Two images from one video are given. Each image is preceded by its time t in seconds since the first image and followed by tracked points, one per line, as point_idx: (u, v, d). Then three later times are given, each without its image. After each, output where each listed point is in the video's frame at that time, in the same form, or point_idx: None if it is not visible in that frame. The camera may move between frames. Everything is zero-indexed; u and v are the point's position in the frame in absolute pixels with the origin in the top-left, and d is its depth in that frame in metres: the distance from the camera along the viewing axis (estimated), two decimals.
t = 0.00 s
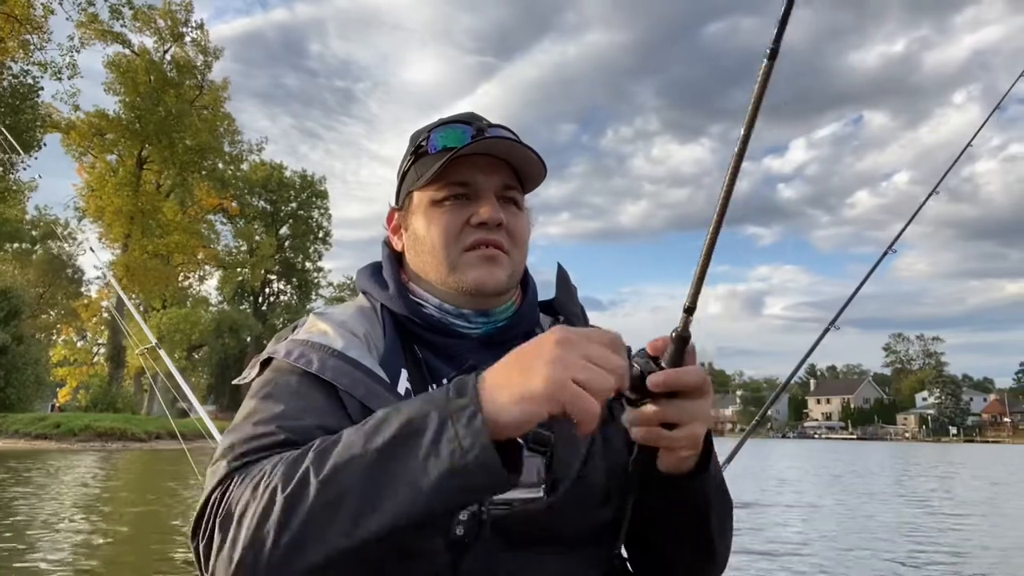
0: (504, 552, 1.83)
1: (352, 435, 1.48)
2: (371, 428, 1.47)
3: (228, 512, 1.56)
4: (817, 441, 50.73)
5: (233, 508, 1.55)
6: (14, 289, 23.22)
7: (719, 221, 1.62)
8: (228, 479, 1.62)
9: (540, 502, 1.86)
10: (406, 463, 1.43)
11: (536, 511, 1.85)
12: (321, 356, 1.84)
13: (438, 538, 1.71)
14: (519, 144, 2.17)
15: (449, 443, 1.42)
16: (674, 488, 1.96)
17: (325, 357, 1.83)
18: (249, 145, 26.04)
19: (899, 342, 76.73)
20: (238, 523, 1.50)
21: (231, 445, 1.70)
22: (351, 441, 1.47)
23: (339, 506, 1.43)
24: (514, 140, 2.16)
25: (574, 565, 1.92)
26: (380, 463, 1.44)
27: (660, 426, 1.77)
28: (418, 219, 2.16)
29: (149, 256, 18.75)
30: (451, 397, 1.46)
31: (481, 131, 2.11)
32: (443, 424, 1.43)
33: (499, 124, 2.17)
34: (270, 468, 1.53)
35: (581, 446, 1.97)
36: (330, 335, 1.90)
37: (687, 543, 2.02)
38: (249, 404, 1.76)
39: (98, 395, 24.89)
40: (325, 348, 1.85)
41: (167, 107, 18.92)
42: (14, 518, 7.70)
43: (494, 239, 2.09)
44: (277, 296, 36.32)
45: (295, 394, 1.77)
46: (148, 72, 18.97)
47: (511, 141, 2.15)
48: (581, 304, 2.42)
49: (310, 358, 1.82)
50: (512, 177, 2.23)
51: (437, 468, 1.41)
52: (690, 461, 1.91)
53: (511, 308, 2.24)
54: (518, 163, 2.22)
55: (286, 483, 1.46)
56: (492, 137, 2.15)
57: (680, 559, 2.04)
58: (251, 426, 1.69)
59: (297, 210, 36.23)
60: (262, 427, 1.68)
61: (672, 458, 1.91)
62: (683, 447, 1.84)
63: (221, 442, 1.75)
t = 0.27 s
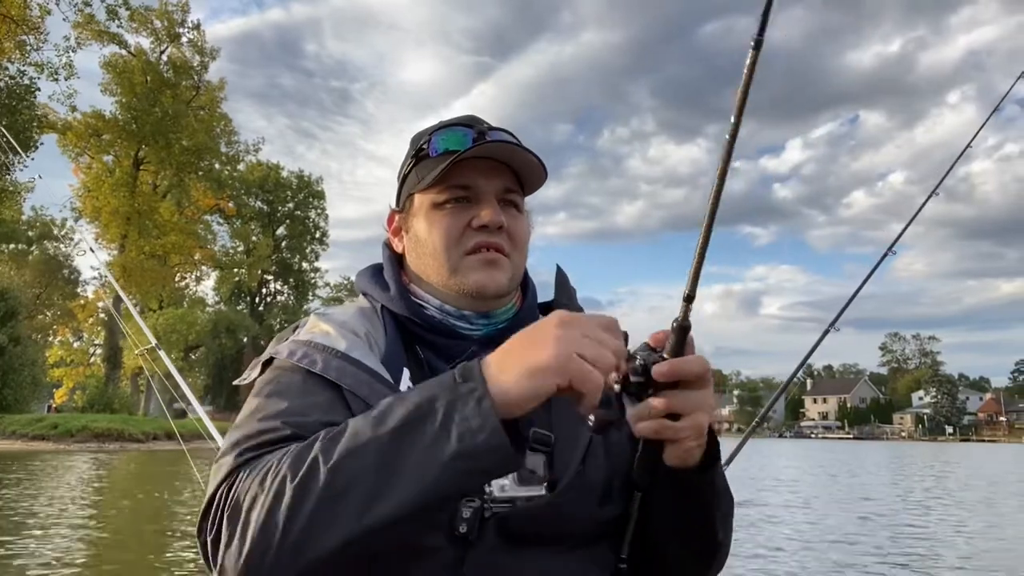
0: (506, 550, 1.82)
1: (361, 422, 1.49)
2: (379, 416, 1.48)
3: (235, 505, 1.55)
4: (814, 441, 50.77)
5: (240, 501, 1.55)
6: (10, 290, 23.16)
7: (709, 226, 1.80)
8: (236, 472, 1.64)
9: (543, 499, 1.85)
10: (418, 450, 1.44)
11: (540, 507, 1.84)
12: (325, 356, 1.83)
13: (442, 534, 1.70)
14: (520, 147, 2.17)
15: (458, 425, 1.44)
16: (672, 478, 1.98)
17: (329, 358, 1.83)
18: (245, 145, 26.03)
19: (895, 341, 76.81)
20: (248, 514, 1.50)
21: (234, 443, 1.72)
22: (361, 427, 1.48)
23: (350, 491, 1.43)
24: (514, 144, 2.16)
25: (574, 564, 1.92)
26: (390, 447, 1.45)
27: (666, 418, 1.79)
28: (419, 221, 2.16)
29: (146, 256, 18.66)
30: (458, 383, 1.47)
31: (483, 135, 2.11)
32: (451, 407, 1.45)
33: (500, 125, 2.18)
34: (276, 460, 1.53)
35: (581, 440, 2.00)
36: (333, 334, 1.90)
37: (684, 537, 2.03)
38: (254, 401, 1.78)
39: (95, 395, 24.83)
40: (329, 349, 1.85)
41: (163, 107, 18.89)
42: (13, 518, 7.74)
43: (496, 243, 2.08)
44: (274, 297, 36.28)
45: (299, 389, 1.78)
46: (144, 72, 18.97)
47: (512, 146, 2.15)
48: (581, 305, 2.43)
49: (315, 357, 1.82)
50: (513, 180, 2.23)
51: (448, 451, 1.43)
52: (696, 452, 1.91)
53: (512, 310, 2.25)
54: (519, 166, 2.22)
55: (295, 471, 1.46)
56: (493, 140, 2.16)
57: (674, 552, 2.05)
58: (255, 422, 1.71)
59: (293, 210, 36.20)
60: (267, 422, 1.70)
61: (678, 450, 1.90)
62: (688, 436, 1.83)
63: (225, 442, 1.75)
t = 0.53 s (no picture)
0: (516, 548, 1.83)
1: (373, 407, 1.48)
2: (391, 401, 1.47)
3: (250, 490, 1.54)
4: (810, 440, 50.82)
5: (254, 487, 1.54)
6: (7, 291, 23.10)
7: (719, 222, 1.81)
8: (249, 459, 1.64)
9: (548, 498, 1.85)
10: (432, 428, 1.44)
11: (543, 508, 1.85)
12: (330, 353, 1.84)
13: (444, 534, 1.73)
14: (521, 148, 2.17)
15: (473, 408, 1.44)
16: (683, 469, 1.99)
17: (333, 355, 1.83)
18: (241, 146, 26.04)
19: (890, 340, 76.93)
20: (261, 499, 1.50)
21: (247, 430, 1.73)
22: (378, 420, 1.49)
23: (364, 473, 1.43)
24: (515, 144, 2.16)
25: (575, 565, 1.92)
26: (408, 433, 1.44)
27: (675, 408, 1.79)
28: (421, 222, 2.16)
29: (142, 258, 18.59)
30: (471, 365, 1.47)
31: (484, 136, 2.11)
32: (472, 400, 1.45)
33: (501, 127, 2.20)
34: (290, 447, 1.53)
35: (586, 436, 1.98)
36: (338, 332, 1.90)
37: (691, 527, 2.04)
38: (262, 396, 1.79)
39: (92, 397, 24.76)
40: (335, 346, 1.85)
41: (159, 108, 18.86)
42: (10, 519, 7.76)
43: (496, 244, 2.08)
44: (271, 298, 36.24)
45: (308, 384, 1.78)
46: (140, 73, 18.96)
47: (514, 147, 2.16)
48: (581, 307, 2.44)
49: (320, 355, 1.83)
50: (514, 180, 2.23)
51: (460, 434, 1.42)
52: (704, 443, 1.94)
53: (514, 310, 2.25)
54: (521, 167, 2.22)
55: (312, 455, 1.46)
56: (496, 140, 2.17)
57: (680, 539, 2.06)
58: (267, 412, 1.72)
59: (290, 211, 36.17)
60: (280, 411, 1.71)
61: (687, 440, 1.92)
62: (697, 425, 1.84)
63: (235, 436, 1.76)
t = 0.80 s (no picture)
0: (515, 548, 1.84)
1: (378, 403, 1.48)
2: (395, 398, 1.47)
3: (255, 486, 1.54)
4: (807, 439, 50.87)
5: (258, 484, 1.54)
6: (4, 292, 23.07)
7: (723, 225, 1.82)
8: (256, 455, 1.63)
9: (544, 498, 1.87)
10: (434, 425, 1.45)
11: (540, 509, 1.85)
12: (328, 353, 1.84)
13: (442, 533, 1.73)
14: (522, 149, 2.16)
15: (476, 403, 1.44)
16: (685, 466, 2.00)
17: (331, 354, 1.83)
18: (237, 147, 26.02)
19: (888, 339, 77.05)
20: (265, 496, 1.50)
21: (249, 431, 1.71)
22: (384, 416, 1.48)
23: (368, 472, 1.44)
24: (514, 146, 2.15)
25: (574, 565, 1.92)
26: (416, 429, 1.45)
27: (681, 404, 1.79)
28: (421, 222, 2.16)
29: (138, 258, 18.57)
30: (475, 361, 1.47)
31: (483, 136, 2.12)
32: (479, 396, 1.45)
33: (500, 127, 2.19)
34: (294, 444, 1.53)
35: (584, 434, 1.99)
36: (336, 332, 1.91)
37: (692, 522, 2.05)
38: (263, 396, 1.78)
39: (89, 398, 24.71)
40: (332, 346, 1.85)
41: (155, 108, 18.83)
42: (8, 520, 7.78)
43: (494, 245, 2.09)
44: (267, 298, 36.21)
45: (309, 384, 1.77)
46: (136, 74, 18.92)
47: (514, 149, 2.15)
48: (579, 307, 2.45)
49: (317, 355, 1.83)
50: (513, 181, 2.22)
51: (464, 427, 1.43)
52: (711, 439, 1.94)
53: (511, 310, 2.25)
54: (520, 167, 2.21)
55: (317, 451, 1.47)
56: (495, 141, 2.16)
57: (682, 532, 2.06)
58: (270, 410, 1.72)
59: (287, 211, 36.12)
60: (283, 410, 1.70)
61: (694, 435, 1.93)
62: (704, 422, 1.85)
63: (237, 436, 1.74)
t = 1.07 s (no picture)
0: (515, 549, 1.84)
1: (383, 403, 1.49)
2: (403, 398, 1.48)
3: (263, 491, 1.55)
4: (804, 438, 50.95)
5: (264, 497, 1.54)
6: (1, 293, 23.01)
7: (718, 222, 1.83)
8: (258, 467, 1.63)
9: (546, 503, 1.86)
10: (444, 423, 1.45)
11: (542, 512, 1.86)
12: (328, 355, 1.84)
13: (443, 533, 1.74)
14: (524, 154, 2.16)
15: (487, 401, 1.44)
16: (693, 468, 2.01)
17: (333, 356, 1.83)
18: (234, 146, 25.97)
19: (884, 338, 77.19)
20: (276, 499, 1.51)
21: (255, 433, 1.72)
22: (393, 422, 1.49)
23: (376, 479, 1.44)
24: (517, 150, 2.14)
25: (576, 568, 1.93)
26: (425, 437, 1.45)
27: (687, 404, 1.81)
28: (422, 224, 2.16)
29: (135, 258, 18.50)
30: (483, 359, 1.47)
31: (484, 138, 2.11)
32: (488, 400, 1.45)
33: (504, 129, 2.19)
34: (301, 449, 1.54)
35: (588, 434, 2.00)
36: (337, 332, 1.90)
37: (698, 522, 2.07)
38: (266, 400, 1.78)
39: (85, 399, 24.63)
40: (333, 348, 1.85)
41: (152, 109, 18.82)
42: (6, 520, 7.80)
43: (496, 250, 2.09)
44: (265, 298, 36.17)
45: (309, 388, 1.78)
46: (133, 74, 18.89)
47: (516, 153, 2.15)
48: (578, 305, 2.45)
49: (319, 356, 1.83)
50: (516, 184, 2.21)
51: (477, 427, 1.43)
52: (717, 437, 1.96)
53: (513, 313, 2.26)
54: (523, 171, 2.21)
55: (326, 456, 1.47)
56: (497, 145, 2.16)
57: (692, 535, 2.08)
58: (275, 413, 1.73)
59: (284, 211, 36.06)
60: (285, 414, 1.71)
61: (701, 435, 1.95)
62: (710, 421, 1.88)
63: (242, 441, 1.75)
